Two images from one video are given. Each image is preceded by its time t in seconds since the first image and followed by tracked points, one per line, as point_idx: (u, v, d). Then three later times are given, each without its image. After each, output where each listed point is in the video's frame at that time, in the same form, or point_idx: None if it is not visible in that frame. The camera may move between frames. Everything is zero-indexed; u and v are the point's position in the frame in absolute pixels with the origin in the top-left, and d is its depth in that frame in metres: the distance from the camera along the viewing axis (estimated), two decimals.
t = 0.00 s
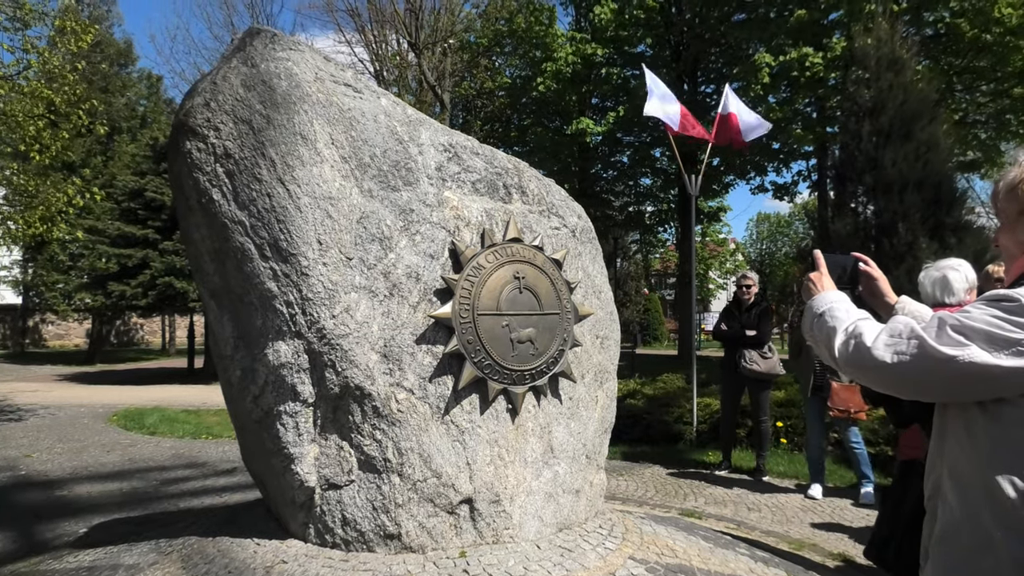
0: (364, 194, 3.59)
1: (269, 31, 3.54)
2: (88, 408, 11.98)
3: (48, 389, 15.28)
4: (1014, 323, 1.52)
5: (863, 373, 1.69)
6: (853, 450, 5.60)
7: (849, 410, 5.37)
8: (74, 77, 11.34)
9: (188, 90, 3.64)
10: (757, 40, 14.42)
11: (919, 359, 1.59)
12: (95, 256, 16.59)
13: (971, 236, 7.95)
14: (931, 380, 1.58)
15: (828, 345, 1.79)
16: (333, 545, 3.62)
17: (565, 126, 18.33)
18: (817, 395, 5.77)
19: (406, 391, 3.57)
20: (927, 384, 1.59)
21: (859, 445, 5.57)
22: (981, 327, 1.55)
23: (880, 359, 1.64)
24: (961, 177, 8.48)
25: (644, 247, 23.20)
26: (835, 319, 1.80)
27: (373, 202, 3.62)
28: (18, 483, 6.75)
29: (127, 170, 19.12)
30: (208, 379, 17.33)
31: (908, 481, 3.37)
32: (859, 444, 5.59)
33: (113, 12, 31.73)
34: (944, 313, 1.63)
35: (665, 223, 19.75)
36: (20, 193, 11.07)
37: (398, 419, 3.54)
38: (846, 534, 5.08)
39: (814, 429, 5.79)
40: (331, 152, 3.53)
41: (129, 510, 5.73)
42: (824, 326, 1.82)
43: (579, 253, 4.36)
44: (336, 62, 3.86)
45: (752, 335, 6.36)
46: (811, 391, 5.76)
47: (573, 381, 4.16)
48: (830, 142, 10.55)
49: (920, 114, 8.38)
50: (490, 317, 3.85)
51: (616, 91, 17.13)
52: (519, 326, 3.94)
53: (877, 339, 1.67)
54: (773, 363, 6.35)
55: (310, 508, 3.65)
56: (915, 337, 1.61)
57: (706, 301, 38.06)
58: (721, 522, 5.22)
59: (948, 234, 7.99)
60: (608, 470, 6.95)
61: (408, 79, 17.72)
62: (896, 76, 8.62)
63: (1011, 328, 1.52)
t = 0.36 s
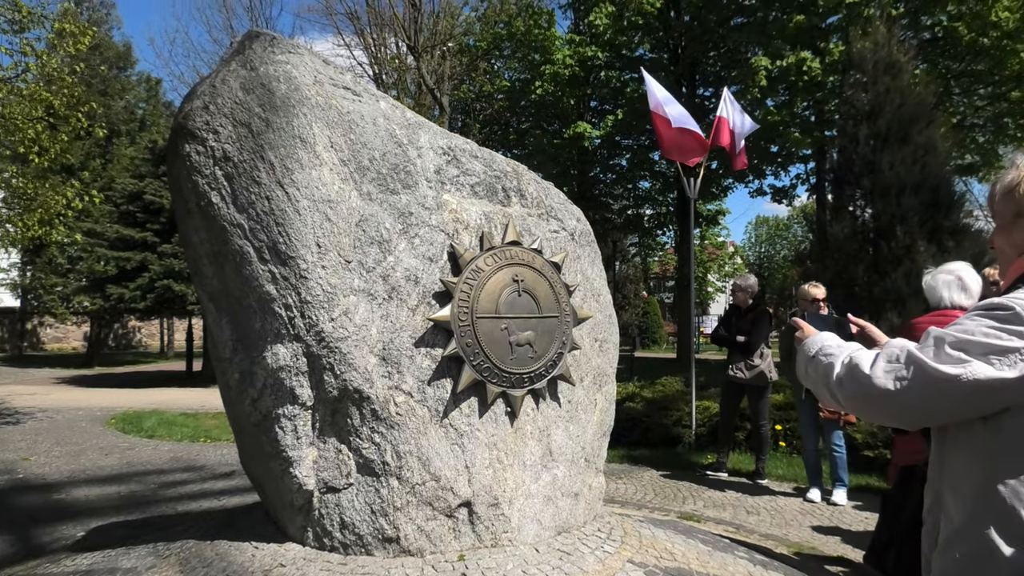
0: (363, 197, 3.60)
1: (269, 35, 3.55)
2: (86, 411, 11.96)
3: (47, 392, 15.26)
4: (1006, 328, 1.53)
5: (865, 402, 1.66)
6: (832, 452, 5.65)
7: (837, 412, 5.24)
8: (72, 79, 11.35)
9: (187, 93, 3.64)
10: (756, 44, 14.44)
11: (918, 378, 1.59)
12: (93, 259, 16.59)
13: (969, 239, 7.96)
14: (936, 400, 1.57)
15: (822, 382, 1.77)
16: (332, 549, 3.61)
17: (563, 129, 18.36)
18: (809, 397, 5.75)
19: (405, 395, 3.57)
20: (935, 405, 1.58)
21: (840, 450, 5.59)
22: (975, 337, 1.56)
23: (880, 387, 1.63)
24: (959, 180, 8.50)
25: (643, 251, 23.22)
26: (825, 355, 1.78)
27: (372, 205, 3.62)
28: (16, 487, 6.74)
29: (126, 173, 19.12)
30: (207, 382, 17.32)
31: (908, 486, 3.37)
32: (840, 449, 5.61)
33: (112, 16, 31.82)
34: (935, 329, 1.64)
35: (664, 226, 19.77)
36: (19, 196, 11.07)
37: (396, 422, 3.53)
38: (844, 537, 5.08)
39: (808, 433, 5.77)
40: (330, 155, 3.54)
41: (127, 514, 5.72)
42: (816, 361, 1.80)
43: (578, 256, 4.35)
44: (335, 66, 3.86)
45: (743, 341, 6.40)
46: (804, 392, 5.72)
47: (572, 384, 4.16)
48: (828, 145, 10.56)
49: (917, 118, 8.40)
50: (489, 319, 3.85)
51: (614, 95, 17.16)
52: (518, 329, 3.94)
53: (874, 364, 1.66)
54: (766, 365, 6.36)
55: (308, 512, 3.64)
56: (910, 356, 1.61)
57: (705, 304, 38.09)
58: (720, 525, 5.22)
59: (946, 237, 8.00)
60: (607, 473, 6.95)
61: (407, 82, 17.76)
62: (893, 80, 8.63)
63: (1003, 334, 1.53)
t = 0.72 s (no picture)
0: (363, 202, 3.60)
1: (268, 39, 3.56)
2: (85, 416, 11.94)
3: (45, 396, 15.24)
4: (987, 338, 1.56)
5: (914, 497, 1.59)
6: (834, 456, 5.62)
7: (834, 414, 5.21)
8: (72, 83, 11.37)
9: (187, 98, 3.65)
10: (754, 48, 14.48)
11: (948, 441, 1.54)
12: (93, 262, 16.61)
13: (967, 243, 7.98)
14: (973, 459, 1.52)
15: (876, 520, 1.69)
16: (331, 554, 3.61)
17: (563, 133, 18.39)
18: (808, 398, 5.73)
19: (404, 399, 3.57)
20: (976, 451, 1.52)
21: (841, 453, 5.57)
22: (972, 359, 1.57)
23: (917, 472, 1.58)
24: (957, 184, 8.52)
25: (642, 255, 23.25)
26: (858, 484, 1.74)
27: (371, 209, 3.62)
28: (15, 491, 6.72)
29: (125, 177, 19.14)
30: (206, 387, 17.31)
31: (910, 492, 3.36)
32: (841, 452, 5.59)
33: (112, 20, 31.92)
34: (920, 377, 1.65)
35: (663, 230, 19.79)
36: (19, 200, 11.07)
37: (395, 427, 3.53)
38: (844, 541, 5.07)
39: (808, 435, 5.77)
40: (329, 159, 3.54)
41: (126, 518, 5.71)
42: (858, 497, 1.74)
43: (577, 260, 4.36)
44: (335, 70, 3.86)
45: (715, 341, 6.56)
46: (803, 393, 5.68)
47: (571, 389, 4.16)
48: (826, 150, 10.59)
49: (914, 122, 8.44)
50: (488, 324, 3.85)
51: (613, 99, 17.19)
52: (517, 333, 3.94)
53: (896, 462, 1.64)
54: (734, 367, 6.39)
55: (307, 516, 3.64)
56: (919, 431, 1.60)
57: (704, 307, 38.11)
58: (719, 530, 5.21)
59: (944, 241, 8.02)
60: (606, 478, 6.94)
61: (407, 87, 17.82)
62: (891, 84, 8.66)
63: (990, 343, 1.56)
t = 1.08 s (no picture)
0: (363, 206, 3.61)
1: (269, 44, 3.56)
2: (84, 420, 11.93)
3: (45, 400, 15.22)
4: (956, 345, 1.56)
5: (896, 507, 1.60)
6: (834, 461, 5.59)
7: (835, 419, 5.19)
8: (72, 87, 11.37)
9: (187, 102, 3.65)
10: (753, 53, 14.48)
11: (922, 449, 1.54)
12: (93, 266, 16.62)
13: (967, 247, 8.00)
14: (944, 465, 1.51)
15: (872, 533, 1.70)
16: (330, 558, 3.60)
17: (563, 137, 18.42)
18: (809, 401, 5.71)
19: (404, 403, 3.57)
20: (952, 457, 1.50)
21: (842, 459, 5.53)
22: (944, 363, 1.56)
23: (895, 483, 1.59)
24: (957, 188, 8.53)
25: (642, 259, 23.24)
26: (857, 501, 1.74)
27: (372, 213, 3.62)
28: (13, 496, 6.71)
29: (126, 181, 19.13)
30: (206, 391, 17.30)
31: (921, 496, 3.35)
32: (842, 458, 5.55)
33: (114, 25, 32.00)
34: (900, 389, 1.64)
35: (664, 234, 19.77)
36: (19, 204, 11.06)
37: (395, 431, 3.53)
38: (846, 546, 5.06)
39: (809, 440, 5.73)
40: (330, 163, 3.55)
41: (125, 523, 5.70)
42: (858, 513, 1.74)
43: (577, 264, 4.35)
44: (335, 75, 3.87)
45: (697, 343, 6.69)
46: (803, 397, 5.67)
47: (571, 393, 4.15)
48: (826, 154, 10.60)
49: (914, 127, 8.46)
50: (488, 328, 3.85)
51: (613, 103, 17.22)
52: (517, 337, 3.94)
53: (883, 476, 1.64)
54: (709, 368, 6.53)
55: (307, 521, 3.63)
56: (897, 439, 1.60)
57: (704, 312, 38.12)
58: (720, 534, 5.20)
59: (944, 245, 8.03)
60: (606, 482, 6.92)
61: (407, 91, 17.86)
62: (890, 88, 8.67)
63: (958, 350, 1.55)
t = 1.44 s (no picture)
0: (362, 211, 3.61)
1: (269, 49, 3.57)
2: (83, 425, 11.91)
3: (44, 405, 15.20)
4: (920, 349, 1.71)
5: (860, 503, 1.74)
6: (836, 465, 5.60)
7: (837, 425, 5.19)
8: (73, 92, 11.39)
9: (188, 108, 3.66)
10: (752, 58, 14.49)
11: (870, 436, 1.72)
12: (93, 271, 16.63)
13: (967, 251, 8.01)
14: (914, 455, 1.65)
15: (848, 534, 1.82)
16: (329, 564, 3.59)
17: (562, 142, 18.45)
18: (810, 407, 5.71)
19: (403, 408, 3.56)
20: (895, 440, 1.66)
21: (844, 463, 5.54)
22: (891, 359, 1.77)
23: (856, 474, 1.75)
24: (956, 193, 8.55)
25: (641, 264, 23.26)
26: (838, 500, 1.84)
27: (371, 218, 3.62)
28: (12, 501, 6.70)
29: (126, 186, 19.13)
30: (205, 396, 17.27)
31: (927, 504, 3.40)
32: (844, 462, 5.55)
33: (114, 30, 32.09)
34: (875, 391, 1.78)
35: (663, 238, 19.77)
36: (19, 209, 11.06)
37: (394, 436, 3.52)
38: (847, 551, 5.05)
39: (810, 444, 5.74)
40: (329, 168, 3.55)
41: (123, 528, 5.69)
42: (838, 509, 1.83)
43: (577, 269, 4.35)
44: (335, 80, 3.87)
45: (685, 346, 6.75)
46: (804, 402, 5.66)
47: (571, 398, 4.15)
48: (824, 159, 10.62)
49: (913, 132, 8.48)
50: (487, 333, 3.85)
51: (612, 108, 17.26)
52: (517, 342, 3.94)
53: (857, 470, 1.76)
54: (687, 372, 6.59)
55: (306, 526, 3.62)
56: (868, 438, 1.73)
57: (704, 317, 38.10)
58: (720, 539, 5.19)
59: (943, 250, 8.04)
60: (605, 488, 6.91)
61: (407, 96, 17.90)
62: (889, 94, 8.70)
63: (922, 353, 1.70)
